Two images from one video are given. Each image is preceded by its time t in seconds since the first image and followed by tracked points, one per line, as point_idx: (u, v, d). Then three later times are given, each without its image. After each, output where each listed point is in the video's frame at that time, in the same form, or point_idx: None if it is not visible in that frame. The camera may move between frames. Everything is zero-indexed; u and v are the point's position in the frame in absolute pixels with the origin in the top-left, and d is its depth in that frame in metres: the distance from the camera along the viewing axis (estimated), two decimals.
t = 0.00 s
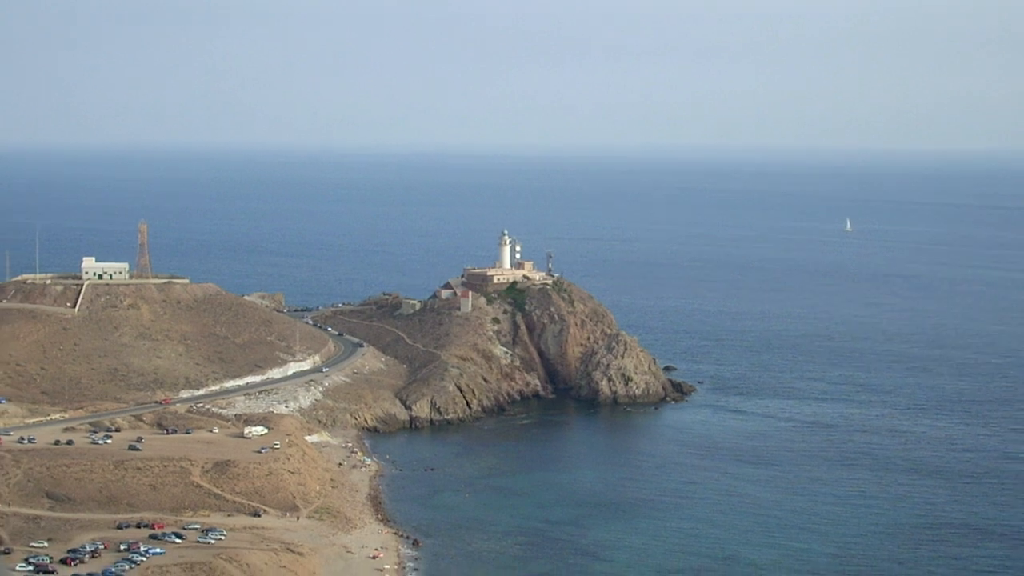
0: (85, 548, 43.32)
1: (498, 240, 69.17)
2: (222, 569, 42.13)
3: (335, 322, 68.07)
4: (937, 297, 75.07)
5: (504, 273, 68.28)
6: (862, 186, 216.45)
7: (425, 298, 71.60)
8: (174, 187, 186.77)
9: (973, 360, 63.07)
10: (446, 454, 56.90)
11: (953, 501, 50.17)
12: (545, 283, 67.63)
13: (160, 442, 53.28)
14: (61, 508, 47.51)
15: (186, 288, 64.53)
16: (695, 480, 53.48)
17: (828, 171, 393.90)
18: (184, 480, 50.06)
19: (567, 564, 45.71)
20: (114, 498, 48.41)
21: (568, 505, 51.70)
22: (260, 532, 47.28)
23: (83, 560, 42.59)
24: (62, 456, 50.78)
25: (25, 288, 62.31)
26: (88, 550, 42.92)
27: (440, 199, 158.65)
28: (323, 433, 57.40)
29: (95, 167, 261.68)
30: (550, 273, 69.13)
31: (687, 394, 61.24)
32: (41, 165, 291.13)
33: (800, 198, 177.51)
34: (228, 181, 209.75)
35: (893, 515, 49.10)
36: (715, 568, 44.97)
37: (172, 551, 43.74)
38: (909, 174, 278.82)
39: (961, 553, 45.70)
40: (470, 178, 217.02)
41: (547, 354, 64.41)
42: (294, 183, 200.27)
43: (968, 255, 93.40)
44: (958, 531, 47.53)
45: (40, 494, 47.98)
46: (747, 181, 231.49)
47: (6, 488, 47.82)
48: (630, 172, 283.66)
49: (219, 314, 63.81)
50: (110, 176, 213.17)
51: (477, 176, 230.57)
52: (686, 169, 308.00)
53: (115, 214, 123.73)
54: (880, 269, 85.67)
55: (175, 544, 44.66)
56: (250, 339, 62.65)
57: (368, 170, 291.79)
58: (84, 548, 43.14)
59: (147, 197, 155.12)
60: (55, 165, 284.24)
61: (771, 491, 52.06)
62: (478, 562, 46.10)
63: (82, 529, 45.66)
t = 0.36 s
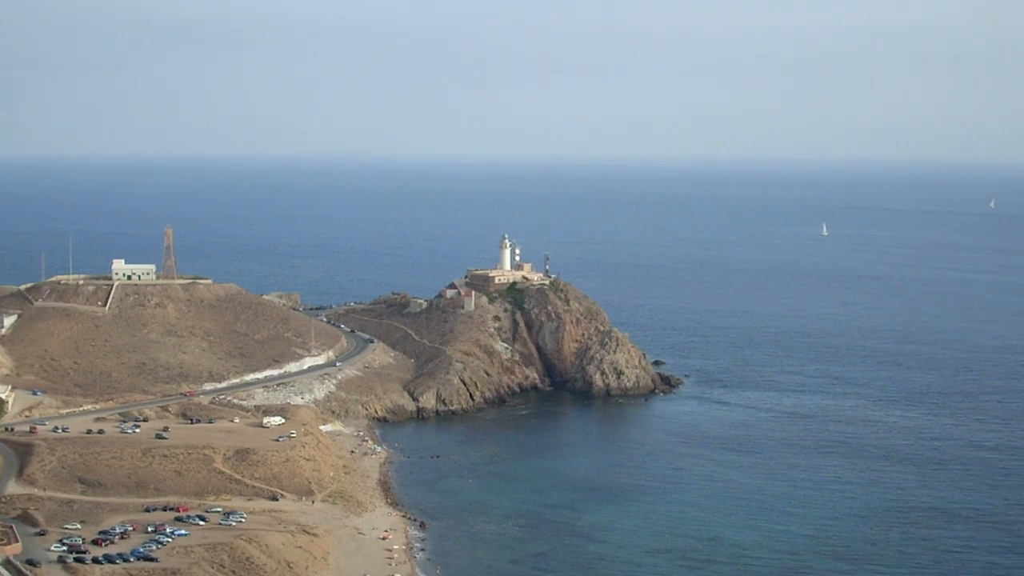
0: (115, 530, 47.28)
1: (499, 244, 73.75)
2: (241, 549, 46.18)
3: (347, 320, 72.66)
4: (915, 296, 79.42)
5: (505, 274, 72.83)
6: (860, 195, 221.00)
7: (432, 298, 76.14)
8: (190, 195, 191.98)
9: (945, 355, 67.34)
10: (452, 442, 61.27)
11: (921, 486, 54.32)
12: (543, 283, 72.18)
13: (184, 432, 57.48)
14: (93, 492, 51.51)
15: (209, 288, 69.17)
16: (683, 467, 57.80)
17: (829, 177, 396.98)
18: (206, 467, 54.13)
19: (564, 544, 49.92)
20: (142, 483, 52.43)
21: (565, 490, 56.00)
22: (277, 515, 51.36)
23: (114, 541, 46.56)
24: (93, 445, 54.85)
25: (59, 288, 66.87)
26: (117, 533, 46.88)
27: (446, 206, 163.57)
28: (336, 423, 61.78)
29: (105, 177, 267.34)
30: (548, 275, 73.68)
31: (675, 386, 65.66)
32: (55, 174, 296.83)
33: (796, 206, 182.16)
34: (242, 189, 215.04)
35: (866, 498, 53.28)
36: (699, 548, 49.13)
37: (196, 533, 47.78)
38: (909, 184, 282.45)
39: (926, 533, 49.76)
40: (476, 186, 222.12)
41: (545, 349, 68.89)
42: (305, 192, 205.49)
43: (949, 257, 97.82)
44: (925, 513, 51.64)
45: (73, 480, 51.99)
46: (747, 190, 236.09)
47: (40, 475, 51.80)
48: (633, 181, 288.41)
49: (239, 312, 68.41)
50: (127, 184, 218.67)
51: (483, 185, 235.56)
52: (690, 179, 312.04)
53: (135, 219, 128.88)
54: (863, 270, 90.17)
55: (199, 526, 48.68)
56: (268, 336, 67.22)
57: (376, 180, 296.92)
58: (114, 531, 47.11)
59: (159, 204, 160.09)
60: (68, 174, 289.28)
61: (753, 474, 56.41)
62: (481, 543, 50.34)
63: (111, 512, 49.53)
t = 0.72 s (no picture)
0: (145, 511, 51.25)
1: (500, 247, 79.17)
2: (262, 530, 50.23)
3: (360, 317, 78.06)
4: (893, 296, 84.35)
5: (506, 274, 78.13)
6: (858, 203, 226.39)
7: (438, 297, 81.47)
8: (207, 204, 198.18)
9: (917, 351, 72.18)
10: (456, 431, 66.29)
11: (889, 471, 58.94)
12: (540, 283, 77.39)
13: (209, 422, 62.24)
14: (125, 476, 55.81)
15: (231, 288, 74.57)
16: (670, 454, 62.55)
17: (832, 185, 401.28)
18: (230, 454, 58.69)
19: (560, 524, 54.51)
20: (170, 468, 56.76)
21: (561, 475, 60.71)
22: (295, 498, 55.76)
23: (143, 522, 50.46)
24: (124, 434, 59.44)
25: (93, 288, 72.20)
26: (148, 514, 50.82)
27: (454, 213, 169.36)
28: (349, 413, 66.80)
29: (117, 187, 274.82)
30: (546, 275, 78.95)
31: (663, 378, 70.80)
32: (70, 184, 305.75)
33: (793, 214, 187.56)
34: (256, 199, 221.27)
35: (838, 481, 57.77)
36: (685, 528, 53.58)
37: (219, 514, 51.88)
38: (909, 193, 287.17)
39: (893, 514, 54.17)
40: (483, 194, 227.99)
41: (542, 345, 74.10)
42: (317, 201, 211.47)
43: (932, 259, 102.81)
44: (892, 496, 56.13)
45: (107, 465, 56.30)
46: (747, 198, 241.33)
47: (75, 460, 56.08)
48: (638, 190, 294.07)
49: (260, 310, 73.78)
50: (138, 195, 224.96)
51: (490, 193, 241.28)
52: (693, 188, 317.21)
53: (157, 225, 134.86)
54: (847, 271, 95.24)
55: (223, 508, 52.84)
56: (286, 332, 72.55)
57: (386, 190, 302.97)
58: (143, 512, 51.06)
59: (173, 212, 166.09)
60: (82, 185, 296.14)
61: (733, 460, 61.19)
62: (484, 524, 54.92)
63: (142, 495, 53.66)
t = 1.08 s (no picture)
0: (174, 493, 55.06)
1: (501, 249, 85.63)
2: (282, 510, 53.90)
3: (373, 314, 84.31)
4: (882, 299, 88.29)
5: (507, 276, 84.40)
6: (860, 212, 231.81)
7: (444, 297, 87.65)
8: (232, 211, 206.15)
9: (895, 351, 76.51)
10: (460, 419, 71.90)
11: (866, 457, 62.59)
12: (539, 283, 83.55)
13: (234, 413, 67.06)
14: (156, 461, 59.96)
15: (254, 288, 80.95)
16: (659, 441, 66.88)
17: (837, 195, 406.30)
18: (253, 440, 63.39)
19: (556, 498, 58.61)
20: (198, 453, 60.99)
21: (560, 460, 64.71)
22: (313, 480, 60.22)
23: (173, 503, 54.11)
24: (156, 422, 63.95)
25: (128, 288, 78.43)
26: (178, 495, 54.63)
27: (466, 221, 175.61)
28: (363, 402, 72.37)
29: (136, 198, 283.54)
30: (544, 277, 85.15)
31: (651, 369, 76.43)
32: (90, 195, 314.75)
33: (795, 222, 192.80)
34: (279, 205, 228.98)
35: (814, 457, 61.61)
36: (672, 510, 57.35)
37: (243, 496, 55.75)
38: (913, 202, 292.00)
39: (863, 496, 58.04)
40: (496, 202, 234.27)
41: (540, 340, 80.11)
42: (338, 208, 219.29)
43: (919, 263, 107.78)
44: (864, 478, 60.03)
45: (139, 450, 60.54)
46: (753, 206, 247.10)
47: (110, 444, 60.34)
48: (648, 201, 299.75)
49: (280, 309, 80.15)
50: (157, 205, 232.73)
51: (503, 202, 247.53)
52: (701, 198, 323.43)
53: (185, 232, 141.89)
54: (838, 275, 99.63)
55: (246, 489, 56.86)
56: (305, 329, 78.83)
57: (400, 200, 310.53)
58: (173, 493, 54.80)
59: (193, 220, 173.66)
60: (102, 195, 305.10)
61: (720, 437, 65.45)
62: (485, 505, 59.09)
63: (172, 477, 57.71)
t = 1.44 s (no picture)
0: (204, 474, 57.14)
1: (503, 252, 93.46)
2: (302, 491, 54.83)
3: (385, 312, 91.74)
4: (853, 304, 94.17)
5: (508, 277, 91.95)
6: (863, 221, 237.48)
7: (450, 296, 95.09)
8: (260, 220, 216.92)
9: (856, 346, 82.89)
10: (463, 406, 78.14)
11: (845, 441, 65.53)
12: (536, 284, 90.99)
13: (258, 401, 71.60)
14: (189, 445, 63.28)
15: (277, 288, 88.55)
16: (644, 423, 71.24)
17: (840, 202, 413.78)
18: (277, 426, 67.12)
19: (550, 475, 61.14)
20: (225, 437, 64.45)
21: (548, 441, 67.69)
22: (332, 462, 63.21)
23: (203, 485, 55.78)
24: (187, 410, 67.93)
25: (163, 288, 85.94)
26: (207, 477, 56.42)
27: (477, 228, 183.43)
28: (377, 392, 78.02)
29: (159, 206, 293.68)
30: (541, 278, 92.65)
31: (638, 362, 83.06)
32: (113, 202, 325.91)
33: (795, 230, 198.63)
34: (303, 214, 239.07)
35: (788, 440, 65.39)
36: (657, 489, 58.66)
37: (268, 478, 57.66)
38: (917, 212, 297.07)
39: (834, 477, 59.52)
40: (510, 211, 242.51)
41: (537, 336, 87.25)
42: (359, 217, 228.35)
43: (900, 270, 114.26)
44: (836, 458, 62.37)
45: (172, 435, 63.97)
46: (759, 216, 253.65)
47: (145, 429, 63.89)
48: (654, 210, 307.35)
49: (301, 307, 87.66)
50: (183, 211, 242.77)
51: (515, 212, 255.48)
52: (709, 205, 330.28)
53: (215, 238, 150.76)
54: (819, 283, 105.84)
55: (269, 473, 59.29)
56: (324, 325, 86.16)
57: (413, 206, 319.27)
58: (203, 475, 56.90)
59: (216, 226, 182.46)
60: (126, 202, 315.82)
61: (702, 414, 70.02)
62: (488, 485, 60.79)
63: (203, 460, 60.66)
